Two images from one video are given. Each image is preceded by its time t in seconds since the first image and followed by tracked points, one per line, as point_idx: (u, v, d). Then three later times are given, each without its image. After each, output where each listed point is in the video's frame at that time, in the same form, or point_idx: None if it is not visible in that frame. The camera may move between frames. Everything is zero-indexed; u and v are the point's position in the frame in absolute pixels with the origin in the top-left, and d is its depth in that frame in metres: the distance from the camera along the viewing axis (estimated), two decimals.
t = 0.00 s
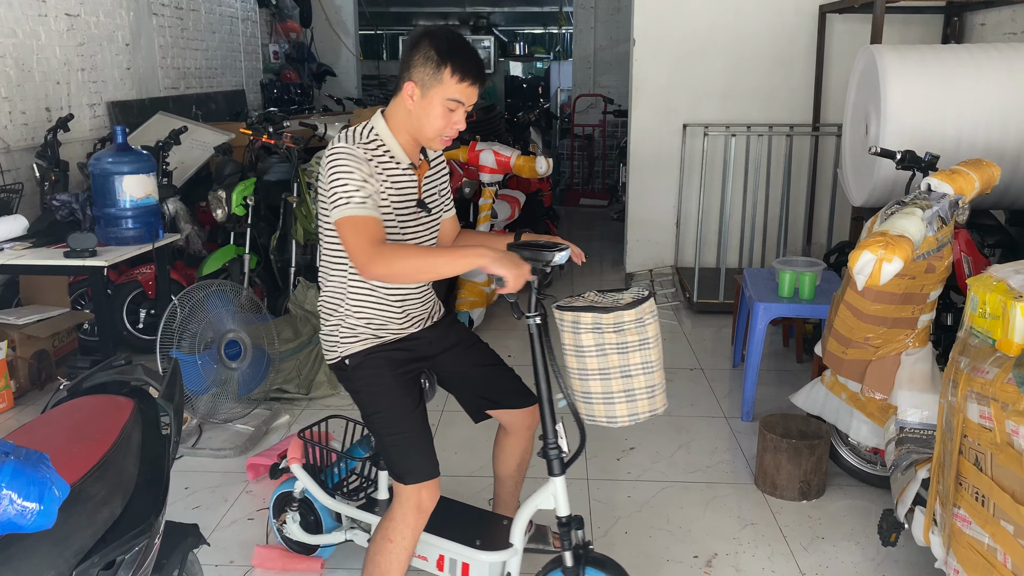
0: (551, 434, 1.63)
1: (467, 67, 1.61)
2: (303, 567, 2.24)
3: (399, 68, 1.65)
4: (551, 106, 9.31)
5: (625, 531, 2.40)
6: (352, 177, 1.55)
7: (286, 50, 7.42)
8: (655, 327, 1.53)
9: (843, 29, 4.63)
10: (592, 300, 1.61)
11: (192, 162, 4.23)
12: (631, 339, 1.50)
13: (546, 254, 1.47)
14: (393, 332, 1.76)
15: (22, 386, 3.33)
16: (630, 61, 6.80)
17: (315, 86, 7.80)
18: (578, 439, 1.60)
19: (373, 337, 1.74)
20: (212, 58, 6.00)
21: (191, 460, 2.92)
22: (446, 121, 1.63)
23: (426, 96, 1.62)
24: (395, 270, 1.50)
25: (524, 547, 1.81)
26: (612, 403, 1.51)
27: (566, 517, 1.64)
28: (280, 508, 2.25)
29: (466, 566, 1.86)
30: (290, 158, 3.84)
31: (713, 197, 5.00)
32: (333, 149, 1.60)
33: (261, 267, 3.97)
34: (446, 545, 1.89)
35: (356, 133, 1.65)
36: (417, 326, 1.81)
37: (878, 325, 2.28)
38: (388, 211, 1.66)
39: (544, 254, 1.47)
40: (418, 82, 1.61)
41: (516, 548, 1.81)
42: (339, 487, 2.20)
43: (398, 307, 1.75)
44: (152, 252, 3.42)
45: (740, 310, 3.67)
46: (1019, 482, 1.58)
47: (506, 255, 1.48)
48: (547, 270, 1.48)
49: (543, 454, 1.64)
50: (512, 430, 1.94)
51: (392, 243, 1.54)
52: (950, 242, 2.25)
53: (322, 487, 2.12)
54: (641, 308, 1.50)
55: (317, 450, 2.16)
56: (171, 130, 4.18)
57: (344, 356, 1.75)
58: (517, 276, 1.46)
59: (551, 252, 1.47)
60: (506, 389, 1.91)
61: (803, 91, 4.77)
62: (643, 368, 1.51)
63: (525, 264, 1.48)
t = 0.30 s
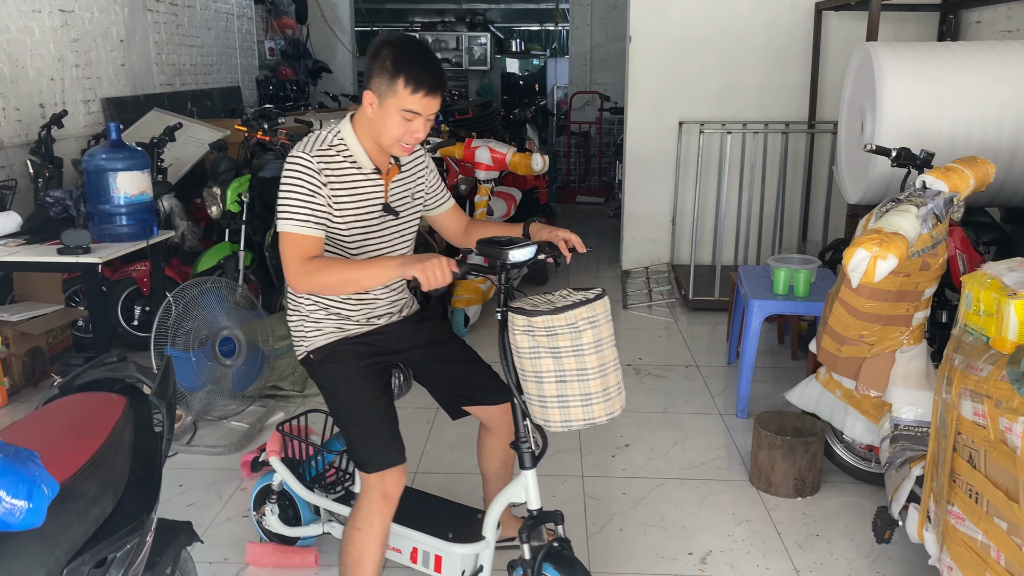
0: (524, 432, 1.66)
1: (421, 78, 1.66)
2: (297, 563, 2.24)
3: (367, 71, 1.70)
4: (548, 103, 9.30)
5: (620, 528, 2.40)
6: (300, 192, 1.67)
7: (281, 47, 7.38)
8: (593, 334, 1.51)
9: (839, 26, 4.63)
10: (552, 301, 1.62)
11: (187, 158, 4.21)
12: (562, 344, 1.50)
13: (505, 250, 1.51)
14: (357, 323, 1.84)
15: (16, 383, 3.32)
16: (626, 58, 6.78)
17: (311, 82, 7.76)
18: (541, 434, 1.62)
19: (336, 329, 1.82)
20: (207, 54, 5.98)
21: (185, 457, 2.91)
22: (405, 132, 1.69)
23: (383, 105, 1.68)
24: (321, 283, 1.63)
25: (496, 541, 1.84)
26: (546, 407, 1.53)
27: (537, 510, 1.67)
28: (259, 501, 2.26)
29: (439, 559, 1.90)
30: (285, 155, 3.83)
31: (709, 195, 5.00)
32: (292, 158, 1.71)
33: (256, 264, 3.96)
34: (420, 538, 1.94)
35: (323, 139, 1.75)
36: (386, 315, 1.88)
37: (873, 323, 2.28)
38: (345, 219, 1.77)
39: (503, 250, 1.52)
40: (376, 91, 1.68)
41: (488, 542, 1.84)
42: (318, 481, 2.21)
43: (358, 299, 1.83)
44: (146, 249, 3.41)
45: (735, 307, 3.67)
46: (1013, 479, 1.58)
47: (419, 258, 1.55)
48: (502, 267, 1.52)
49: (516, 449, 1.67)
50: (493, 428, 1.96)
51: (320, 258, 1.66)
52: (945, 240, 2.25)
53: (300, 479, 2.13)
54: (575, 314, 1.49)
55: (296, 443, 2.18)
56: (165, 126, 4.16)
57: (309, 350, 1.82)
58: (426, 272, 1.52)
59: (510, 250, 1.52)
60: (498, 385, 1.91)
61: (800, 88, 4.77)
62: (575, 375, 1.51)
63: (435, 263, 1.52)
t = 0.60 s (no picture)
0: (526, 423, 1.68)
1: (393, 61, 1.68)
2: (298, 551, 2.25)
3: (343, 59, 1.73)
4: (547, 98, 9.30)
5: (618, 517, 2.43)
6: (286, 183, 1.69)
7: (281, 41, 7.38)
8: (567, 335, 1.48)
9: (837, 20, 4.65)
10: (542, 295, 1.59)
11: (187, 151, 4.22)
12: (536, 345, 1.49)
13: (496, 245, 1.52)
14: (349, 310, 1.88)
15: (17, 373, 3.33)
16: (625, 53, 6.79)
17: (310, 77, 7.75)
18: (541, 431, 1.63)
19: (328, 318, 1.86)
20: (206, 48, 5.98)
21: (186, 446, 2.93)
22: (383, 117, 1.71)
23: (360, 92, 1.71)
24: (312, 274, 1.67)
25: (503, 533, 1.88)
26: (526, 404, 1.56)
27: (544, 504, 1.69)
28: (269, 492, 2.27)
29: (446, 551, 1.93)
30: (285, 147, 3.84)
31: (707, 189, 5.02)
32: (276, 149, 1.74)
33: (256, 256, 3.97)
34: (425, 531, 1.96)
35: (307, 130, 1.78)
36: (379, 302, 1.93)
37: (870, 312, 2.30)
38: (332, 209, 1.80)
39: (494, 244, 1.53)
40: (352, 79, 1.71)
41: (495, 534, 1.87)
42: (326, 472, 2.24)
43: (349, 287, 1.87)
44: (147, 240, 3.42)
45: (733, 300, 3.70)
46: (1007, 465, 1.60)
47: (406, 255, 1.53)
48: (495, 262, 1.52)
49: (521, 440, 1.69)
50: (488, 420, 1.98)
51: (313, 250, 1.70)
52: (941, 230, 2.27)
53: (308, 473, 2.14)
54: (548, 317, 1.47)
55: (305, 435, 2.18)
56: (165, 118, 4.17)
57: (305, 342, 1.86)
58: (405, 267, 1.51)
59: (502, 244, 1.53)
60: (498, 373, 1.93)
61: (798, 82, 4.79)
62: (550, 376, 1.51)
63: (414, 258, 1.51)
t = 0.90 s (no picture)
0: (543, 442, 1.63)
1: (389, 46, 1.70)
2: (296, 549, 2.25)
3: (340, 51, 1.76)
4: (547, 94, 9.29)
5: (618, 513, 2.43)
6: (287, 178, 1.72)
7: (281, 36, 7.36)
8: (567, 364, 1.40)
9: (839, 17, 4.64)
10: (551, 314, 1.51)
11: (187, 146, 4.22)
12: (536, 371, 1.43)
13: (506, 257, 1.49)
14: (362, 315, 1.89)
15: (17, 368, 3.33)
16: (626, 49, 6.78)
17: (310, 72, 7.74)
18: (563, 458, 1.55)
19: (342, 324, 1.87)
20: (207, 43, 5.97)
21: (186, 442, 2.93)
22: (382, 104, 1.72)
23: (358, 82, 1.73)
24: (318, 279, 1.67)
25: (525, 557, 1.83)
26: (530, 430, 1.51)
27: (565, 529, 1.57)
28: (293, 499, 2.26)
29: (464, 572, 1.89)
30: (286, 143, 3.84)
31: (708, 186, 5.01)
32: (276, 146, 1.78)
33: (256, 251, 3.96)
34: (444, 551, 1.93)
35: (310, 129, 1.80)
36: (393, 306, 1.93)
37: (870, 310, 2.30)
38: (336, 206, 1.80)
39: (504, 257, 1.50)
40: (349, 69, 1.74)
41: (516, 557, 1.82)
42: (346, 482, 2.22)
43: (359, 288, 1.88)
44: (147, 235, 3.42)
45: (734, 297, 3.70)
46: (1008, 463, 1.60)
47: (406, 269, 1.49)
48: (505, 274, 1.49)
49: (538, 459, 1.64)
50: (505, 432, 1.99)
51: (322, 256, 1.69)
52: (941, 228, 2.26)
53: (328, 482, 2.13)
54: (546, 343, 1.39)
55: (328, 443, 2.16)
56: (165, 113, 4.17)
57: (319, 350, 1.86)
58: (405, 284, 1.47)
59: (511, 256, 1.49)
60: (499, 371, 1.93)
61: (799, 79, 4.78)
62: (551, 405, 1.44)
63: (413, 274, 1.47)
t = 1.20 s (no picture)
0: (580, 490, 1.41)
1: (416, 36, 1.60)
2: (297, 545, 2.25)
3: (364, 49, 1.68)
4: (549, 91, 9.29)
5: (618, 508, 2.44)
6: (310, 183, 1.62)
7: (283, 32, 7.36)
8: (600, 408, 1.18)
9: (840, 14, 4.64)
10: (587, 348, 1.29)
11: (189, 142, 4.23)
12: (565, 414, 1.21)
13: (541, 281, 1.33)
14: (393, 331, 1.75)
15: (20, 363, 3.34)
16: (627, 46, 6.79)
17: (312, 69, 7.74)
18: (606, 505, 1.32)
19: (371, 339, 1.74)
20: (209, 39, 5.98)
21: (189, 437, 2.94)
22: (409, 99, 1.62)
23: (385, 79, 1.63)
24: (342, 293, 1.56)
25: None
26: (558, 483, 1.27)
27: None
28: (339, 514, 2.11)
29: None
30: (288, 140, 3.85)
31: (709, 183, 5.01)
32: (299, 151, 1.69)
33: (259, 247, 3.97)
34: None
35: (335, 134, 1.72)
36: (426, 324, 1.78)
37: (870, 307, 2.31)
38: (362, 213, 1.68)
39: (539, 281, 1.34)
40: (375, 66, 1.64)
41: None
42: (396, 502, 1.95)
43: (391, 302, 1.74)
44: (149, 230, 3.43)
45: (735, 294, 3.71)
46: (1007, 459, 1.61)
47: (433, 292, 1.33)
48: (540, 298, 1.33)
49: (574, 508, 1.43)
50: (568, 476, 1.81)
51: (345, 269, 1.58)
52: (944, 225, 2.26)
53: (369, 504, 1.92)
54: (575, 381, 1.17)
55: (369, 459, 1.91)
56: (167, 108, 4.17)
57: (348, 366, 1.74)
58: (426, 310, 1.31)
59: (547, 279, 1.33)
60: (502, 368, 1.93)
61: (800, 77, 4.78)
62: (582, 455, 1.21)
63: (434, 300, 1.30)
